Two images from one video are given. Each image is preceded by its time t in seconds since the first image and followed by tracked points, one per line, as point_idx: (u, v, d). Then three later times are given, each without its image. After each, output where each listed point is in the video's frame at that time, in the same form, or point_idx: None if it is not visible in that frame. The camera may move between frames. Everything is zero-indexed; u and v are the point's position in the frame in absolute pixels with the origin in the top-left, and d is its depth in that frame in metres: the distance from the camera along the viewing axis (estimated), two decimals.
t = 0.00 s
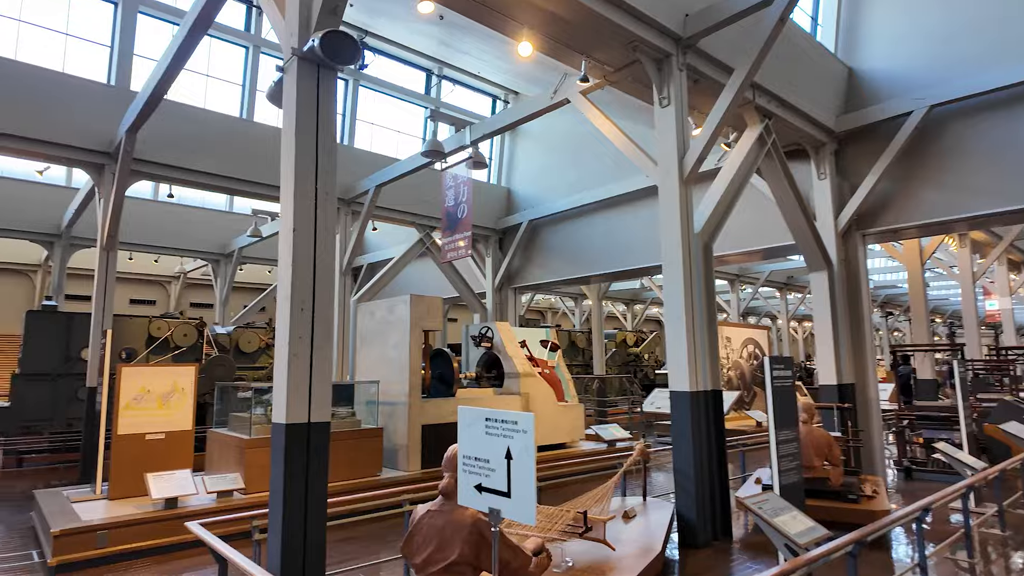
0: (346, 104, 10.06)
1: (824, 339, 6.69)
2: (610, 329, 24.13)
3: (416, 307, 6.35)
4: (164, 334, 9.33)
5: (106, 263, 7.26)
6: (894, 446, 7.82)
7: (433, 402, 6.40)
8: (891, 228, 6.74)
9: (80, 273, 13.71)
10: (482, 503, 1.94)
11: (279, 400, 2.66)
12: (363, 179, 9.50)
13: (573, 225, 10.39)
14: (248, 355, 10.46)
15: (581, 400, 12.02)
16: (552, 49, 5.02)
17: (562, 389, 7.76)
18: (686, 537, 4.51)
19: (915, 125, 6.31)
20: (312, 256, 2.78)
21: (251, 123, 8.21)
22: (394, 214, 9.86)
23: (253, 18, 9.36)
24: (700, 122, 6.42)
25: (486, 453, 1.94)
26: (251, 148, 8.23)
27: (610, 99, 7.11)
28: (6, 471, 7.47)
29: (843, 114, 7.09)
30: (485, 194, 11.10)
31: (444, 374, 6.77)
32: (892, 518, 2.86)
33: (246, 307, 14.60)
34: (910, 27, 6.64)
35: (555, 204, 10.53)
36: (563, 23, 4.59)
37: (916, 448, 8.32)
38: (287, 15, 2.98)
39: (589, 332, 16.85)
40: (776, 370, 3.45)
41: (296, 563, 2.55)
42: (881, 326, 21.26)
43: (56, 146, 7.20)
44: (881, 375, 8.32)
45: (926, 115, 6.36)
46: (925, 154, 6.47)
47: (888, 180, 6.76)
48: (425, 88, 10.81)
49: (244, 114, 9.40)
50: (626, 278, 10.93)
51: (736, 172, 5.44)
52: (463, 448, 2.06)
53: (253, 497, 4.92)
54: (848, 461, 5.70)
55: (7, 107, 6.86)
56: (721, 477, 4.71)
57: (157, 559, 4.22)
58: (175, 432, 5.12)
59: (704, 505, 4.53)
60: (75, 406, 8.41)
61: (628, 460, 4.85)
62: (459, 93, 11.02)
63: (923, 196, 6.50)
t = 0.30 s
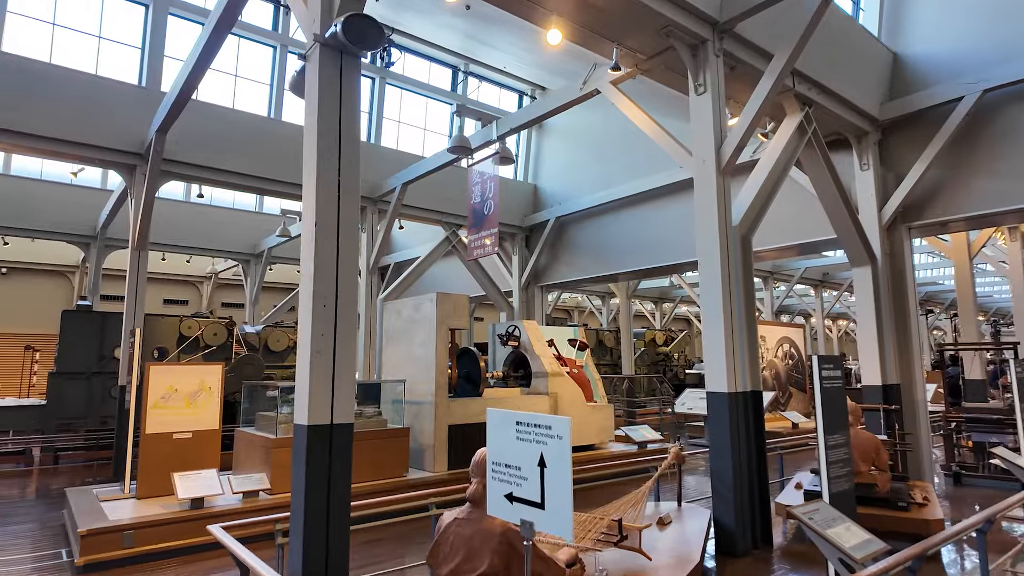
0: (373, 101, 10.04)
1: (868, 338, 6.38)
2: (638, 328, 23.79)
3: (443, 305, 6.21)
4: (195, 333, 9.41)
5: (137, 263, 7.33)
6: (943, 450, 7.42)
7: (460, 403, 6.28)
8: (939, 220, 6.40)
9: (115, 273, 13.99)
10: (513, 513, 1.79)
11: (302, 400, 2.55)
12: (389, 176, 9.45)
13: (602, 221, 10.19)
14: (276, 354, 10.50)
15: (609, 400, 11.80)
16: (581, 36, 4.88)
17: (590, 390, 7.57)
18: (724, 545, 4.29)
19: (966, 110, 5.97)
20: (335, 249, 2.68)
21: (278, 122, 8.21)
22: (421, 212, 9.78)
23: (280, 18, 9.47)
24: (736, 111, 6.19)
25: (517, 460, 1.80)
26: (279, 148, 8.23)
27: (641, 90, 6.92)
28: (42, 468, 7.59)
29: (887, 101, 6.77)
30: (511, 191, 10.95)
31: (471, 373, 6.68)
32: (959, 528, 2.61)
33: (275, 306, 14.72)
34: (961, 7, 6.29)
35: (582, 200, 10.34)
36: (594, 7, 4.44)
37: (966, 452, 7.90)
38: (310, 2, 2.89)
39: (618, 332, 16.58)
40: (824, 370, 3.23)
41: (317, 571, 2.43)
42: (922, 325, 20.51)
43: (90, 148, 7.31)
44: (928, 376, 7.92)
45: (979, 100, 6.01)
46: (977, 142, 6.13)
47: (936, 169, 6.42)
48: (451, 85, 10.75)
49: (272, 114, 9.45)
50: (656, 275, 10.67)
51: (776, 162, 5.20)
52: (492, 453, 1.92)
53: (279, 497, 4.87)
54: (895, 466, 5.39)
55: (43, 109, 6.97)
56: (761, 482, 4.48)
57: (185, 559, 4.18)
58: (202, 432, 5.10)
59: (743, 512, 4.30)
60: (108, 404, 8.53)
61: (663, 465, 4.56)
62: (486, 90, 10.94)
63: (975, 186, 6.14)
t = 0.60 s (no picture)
0: (372, 98, 9.92)
1: (874, 338, 6.24)
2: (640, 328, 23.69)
3: (441, 304, 6.08)
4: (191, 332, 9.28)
5: (131, 261, 7.20)
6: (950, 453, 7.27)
7: (459, 404, 6.13)
8: (948, 217, 6.26)
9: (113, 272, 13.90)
10: (506, 527, 1.66)
11: (286, 402, 2.42)
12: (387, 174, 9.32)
13: (602, 220, 10.06)
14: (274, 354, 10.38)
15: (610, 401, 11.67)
16: (583, 26, 4.77)
17: (592, 391, 7.44)
18: (729, 551, 4.15)
19: (978, 104, 5.82)
20: (322, 244, 2.55)
21: (275, 119, 8.10)
22: (419, 211, 9.64)
23: (278, 13, 9.33)
24: (740, 105, 6.06)
25: (510, 470, 1.66)
26: (275, 145, 8.11)
27: (644, 84, 6.79)
28: (35, 469, 7.47)
29: (896, 95, 6.61)
30: (512, 189, 10.82)
31: (469, 374, 6.50)
32: (976, 536, 2.46)
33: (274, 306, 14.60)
34: None
35: (583, 198, 10.22)
36: None
37: (973, 454, 7.75)
38: None
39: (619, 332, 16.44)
40: (835, 371, 3.08)
41: None
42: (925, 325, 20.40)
43: (84, 145, 7.15)
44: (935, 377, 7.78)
45: (990, 94, 5.86)
46: (988, 137, 5.99)
47: (946, 165, 6.28)
48: (451, 81, 10.63)
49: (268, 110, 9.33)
50: (658, 274, 10.54)
51: (782, 157, 5.07)
52: (483, 463, 1.78)
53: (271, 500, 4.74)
54: (903, 470, 5.24)
55: (36, 105, 6.84)
56: (766, 486, 4.34)
57: (174, 566, 4.06)
58: (193, 433, 4.97)
59: (748, 517, 4.16)
60: (102, 405, 8.41)
61: (666, 467, 4.40)
62: (486, 86, 10.83)
63: (985, 182, 6.00)
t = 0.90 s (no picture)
0: (346, 94, 9.77)
1: (844, 338, 6.29)
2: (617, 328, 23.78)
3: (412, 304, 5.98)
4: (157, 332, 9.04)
5: (91, 259, 6.94)
6: (918, 451, 7.36)
7: (430, 405, 6.04)
8: (916, 219, 6.34)
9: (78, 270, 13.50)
10: (454, 535, 1.58)
11: (234, 404, 2.32)
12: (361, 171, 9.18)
13: (578, 220, 10.04)
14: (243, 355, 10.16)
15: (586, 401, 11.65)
16: (555, 23, 4.72)
17: (566, 391, 7.39)
18: (698, 552, 4.12)
19: (946, 107, 5.90)
20: (275, 240, 2.44)
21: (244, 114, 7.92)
22: (393, 209, 9.51)
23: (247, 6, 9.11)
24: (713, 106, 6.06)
25: (460, 476, 1.58)
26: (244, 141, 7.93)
27: (618, 83, 6.77)
28: None
29: (867, 98, 6.68)
30: (488, 188, 10.74)
31: (442, 375, 6.43)
32: (940, 535, 2.44)
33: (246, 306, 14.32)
34: (939, 5, 6.24)
35: (559, 198, 10.18)
36: None
37: (939, 453, 7.87)
38: None
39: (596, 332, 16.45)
40: (802, 371, 3.06)
41: None
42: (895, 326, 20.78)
43: (44, 138, 6.91)
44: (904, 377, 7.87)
45: (957, 97, 5.95)
46: (956, 139, 6.08)
47: (914, 168, 6.36)
48: (427, 79, 10.52)
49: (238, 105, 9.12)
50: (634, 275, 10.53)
51: (754, 157, 5.07)
52: (433, 468, 1.70)
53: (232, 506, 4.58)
54: (871, 469, 5.28)
55: None
56: (735, 486, 4.33)
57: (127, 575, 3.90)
58: (152, 437, 4.80)
59: (717, 518, 4.14)
60: (62, 407, 8.12)
61: (636, 468, 4.35)
62: (462, 84, 10.75)
63: (953, 184, 6.08)
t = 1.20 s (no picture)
0: (301, 88, 9.51)
1: (795, 339, 6.37)
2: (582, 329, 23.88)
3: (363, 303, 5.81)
4: (98, 332, 8.66)
5: (24, 255, 6.53)
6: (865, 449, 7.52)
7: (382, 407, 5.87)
8: (865, 222, 6.46)
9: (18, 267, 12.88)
10: (358, 552, 1.48)
11: (140, 410, 2.16)
12: (315, 168, 8.95)
13: (539, 220, 9.99)
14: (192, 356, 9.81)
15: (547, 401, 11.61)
16: (506, 18, 4.64)
17: (522, 393, 7.30)
18: (645, 555, 4.09)
19: (893, 113, 6.02)
20: (188, 235, 2.29)
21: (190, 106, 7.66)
22: (350, 206, 9.31)
23: None
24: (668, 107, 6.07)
25: (364, 488, 1.48)
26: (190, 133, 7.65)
27: (574, 82, 6.72)
28: None
29: (819, 102, 6.79)
30: (448, 187, 10.60)
31: (395, 377, 6.23)
32: (873, 535, 2.42)
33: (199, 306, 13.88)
34: (886, 14, 6.39)
35: (520, 197, 10.11)
36: None
37: (886, 451, 8.07)
38: None
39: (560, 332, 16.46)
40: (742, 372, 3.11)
41: None
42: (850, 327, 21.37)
43: None
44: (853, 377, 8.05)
45: (903, 104, 6.08)
46: (902, 144, 6.21)
47: (863, 172, 6.48)
48: (387, 74, 10.33)
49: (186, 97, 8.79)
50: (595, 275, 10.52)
51: (706, 158, 5.08)
52: (341, 480, 1.59)
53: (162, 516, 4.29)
54: (818, 468, 5.34)
55: None
56: (683, 488, 4.32)
57: None
58: (79, 443, 4.53)
59: (665, 520, 4.11)
60: None
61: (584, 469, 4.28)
62: (423, 81, 10.60)
63: (900, 189, 6.22)
